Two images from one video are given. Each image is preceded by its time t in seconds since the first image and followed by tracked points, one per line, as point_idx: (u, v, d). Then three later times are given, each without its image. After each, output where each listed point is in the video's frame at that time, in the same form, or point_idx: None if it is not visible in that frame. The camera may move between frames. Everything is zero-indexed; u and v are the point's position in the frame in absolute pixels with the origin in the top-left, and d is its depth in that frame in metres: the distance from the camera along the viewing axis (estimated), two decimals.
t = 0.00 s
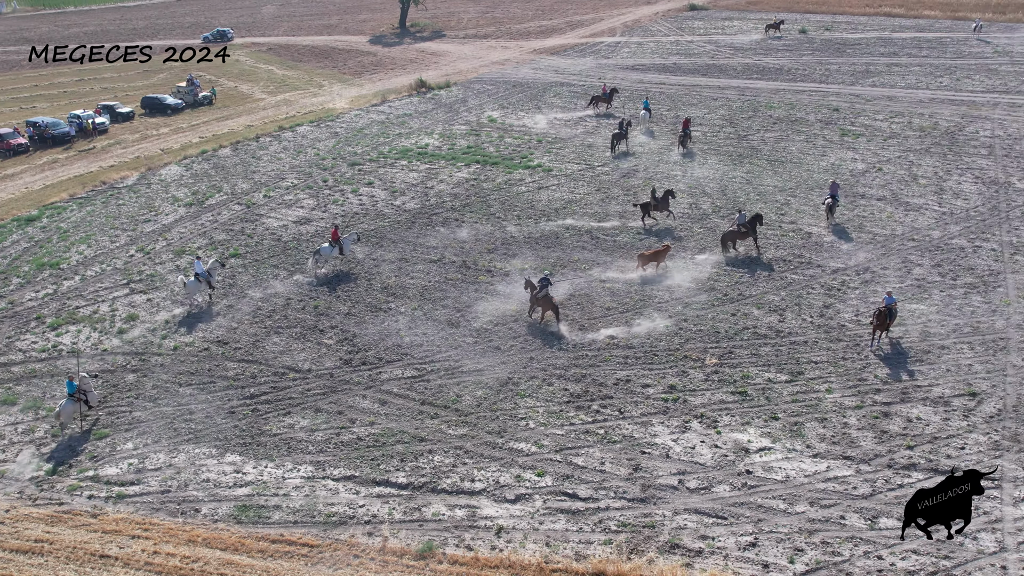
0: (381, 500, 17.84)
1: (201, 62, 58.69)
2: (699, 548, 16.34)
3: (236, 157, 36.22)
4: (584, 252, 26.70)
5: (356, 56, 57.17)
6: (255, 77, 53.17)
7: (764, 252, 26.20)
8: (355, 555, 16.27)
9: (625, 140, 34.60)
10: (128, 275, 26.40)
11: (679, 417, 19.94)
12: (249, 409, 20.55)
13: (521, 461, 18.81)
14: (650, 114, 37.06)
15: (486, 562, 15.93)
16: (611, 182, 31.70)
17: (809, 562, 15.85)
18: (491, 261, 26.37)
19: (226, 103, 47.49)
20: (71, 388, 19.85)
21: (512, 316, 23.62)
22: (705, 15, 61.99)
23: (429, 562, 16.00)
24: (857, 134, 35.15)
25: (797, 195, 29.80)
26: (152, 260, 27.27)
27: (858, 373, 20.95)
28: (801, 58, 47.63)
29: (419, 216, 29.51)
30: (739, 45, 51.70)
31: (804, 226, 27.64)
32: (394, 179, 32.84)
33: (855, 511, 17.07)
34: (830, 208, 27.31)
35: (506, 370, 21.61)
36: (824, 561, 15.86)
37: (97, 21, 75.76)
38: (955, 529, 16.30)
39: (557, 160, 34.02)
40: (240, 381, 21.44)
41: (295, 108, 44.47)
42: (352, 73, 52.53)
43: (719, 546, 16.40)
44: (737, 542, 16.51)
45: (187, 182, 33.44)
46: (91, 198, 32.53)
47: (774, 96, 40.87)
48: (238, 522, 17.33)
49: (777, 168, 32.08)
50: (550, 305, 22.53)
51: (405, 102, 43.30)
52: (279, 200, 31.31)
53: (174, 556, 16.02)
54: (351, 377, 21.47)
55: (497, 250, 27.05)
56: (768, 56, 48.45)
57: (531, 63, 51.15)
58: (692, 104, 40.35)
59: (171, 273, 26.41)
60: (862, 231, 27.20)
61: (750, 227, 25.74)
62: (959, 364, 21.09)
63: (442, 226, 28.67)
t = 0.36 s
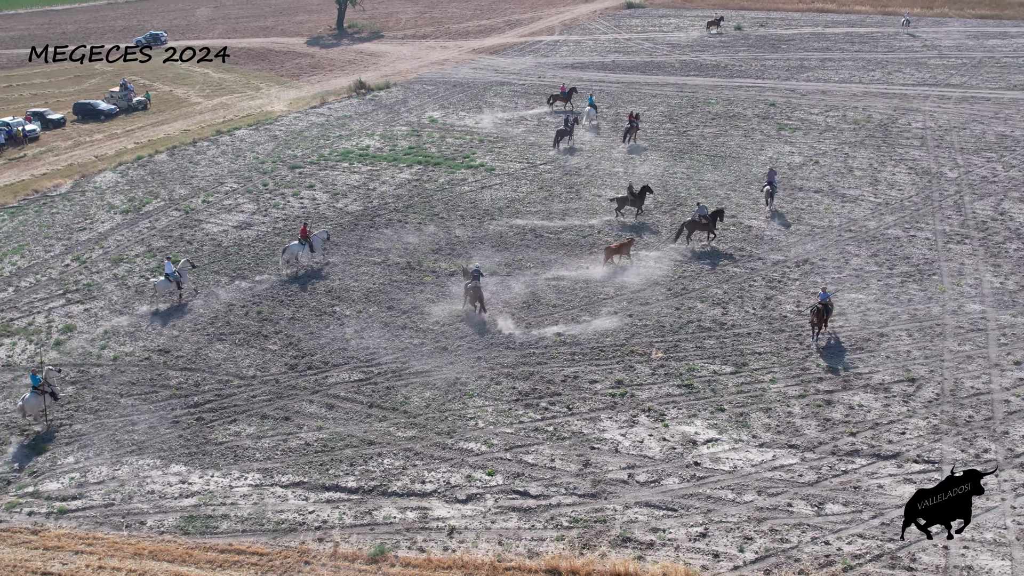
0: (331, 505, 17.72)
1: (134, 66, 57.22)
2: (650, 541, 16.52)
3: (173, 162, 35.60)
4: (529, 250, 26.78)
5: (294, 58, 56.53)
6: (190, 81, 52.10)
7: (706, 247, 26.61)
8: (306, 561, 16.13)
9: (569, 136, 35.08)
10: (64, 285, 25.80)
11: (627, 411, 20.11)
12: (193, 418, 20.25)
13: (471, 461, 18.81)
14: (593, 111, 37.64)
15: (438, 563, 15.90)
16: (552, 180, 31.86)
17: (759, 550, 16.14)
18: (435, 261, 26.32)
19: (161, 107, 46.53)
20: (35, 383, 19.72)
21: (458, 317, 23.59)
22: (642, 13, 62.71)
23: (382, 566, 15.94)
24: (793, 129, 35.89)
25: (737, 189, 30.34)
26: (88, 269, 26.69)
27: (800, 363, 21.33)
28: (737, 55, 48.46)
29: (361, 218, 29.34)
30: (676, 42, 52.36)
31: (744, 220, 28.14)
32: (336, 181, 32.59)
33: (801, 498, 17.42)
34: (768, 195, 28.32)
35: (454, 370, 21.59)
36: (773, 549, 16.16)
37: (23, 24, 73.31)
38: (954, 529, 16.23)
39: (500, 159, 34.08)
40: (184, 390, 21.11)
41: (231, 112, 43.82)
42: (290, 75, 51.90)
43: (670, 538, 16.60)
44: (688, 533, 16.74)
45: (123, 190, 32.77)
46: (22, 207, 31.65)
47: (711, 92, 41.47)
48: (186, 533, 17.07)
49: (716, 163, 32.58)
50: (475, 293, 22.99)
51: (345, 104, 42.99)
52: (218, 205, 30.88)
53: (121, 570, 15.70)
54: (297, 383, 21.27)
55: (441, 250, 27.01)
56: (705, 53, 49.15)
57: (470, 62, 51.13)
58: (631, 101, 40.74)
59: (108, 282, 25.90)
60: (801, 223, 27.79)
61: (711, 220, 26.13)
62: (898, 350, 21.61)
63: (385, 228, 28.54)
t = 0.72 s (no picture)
0: (284, 512, 17.54)
1: (70, 70, 55.55)
2: (605, 536, 16.64)
3: (112, 168, 34.89)
4: (478, 250, 26.82)
5: (235, 61, 55.69)
6: (128, 84, 50.73)
7: (652, 243, 26.90)
8: (260, 569, 15.98)
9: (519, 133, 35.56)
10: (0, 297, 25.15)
11: (579, 408, 20.21)
12: (140, 428, 19.91)
13: (424, 462, 18.75)
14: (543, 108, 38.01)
15: (394, 566, 15.85)
16: (499, 179, 31.95)
17: (712, 541, 16.37)
18: (384, 263, 26.23)
19: (99, 112, 45.21)
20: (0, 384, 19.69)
21: (408, 318, 23.50)
22: (584, 12, 63.14)
23: (336, 571, 15.85)
24: (736, 124, 36.43)
25: (682, 185, 30.73)
26: (26, 279, 26.06)
27: (747, 355, 21.62)
28: (679, 52, 48.98)
29: (308, 220, 29.10)
30: (618, 41, 52.82)
31: (689, 215, 28.51)
32: (280, 184, 32.27)
33: (752, 488, 17.67)
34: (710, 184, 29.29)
35: (405, 372, 21.52)
36: (726, 539, 16.40)
37: None
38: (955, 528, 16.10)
39: (445, 159, 34.03)
40: (129, 400, 20.75)
41: (171, 116, 43.05)
42: (232, 77, 51.11)
43: (624, 532, 16.74)
44: (642, 526, 16.89)
45: (61, 197, 32.04)
46: None
47: (654, 89, 41.91)
48: (135, 545, 16.78)
49: (661, 160, 32.97)
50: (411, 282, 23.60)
51: (288, 106, 42.58)
52: (160, 211, 30.37)
53: None
54: (246, 389, 21.02)
55: (389, 251, 26.91)
56: (647, 51, 49.67)
57: (414, 62, 51.01)
58: (575, 100, 41.01)
59: (47, 292, 25.32)
60: (745, 217, 28.22)
61: (674, 216, 26.46)
62: (842, 340, 22.01)
63: (332, 230, 28.35)
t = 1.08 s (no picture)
0: (239, 520, 17.32)
1: (7, 74, 53.81)
2: (563, 533, 16.70)
3: (54, 175, 34.14)
4: (431, 250, 26.80)
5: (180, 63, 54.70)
6: (69, 89, 49.42)
7: (603, 240, 27.13)
8: None
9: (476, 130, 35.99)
10: None
11: (536, 406, 20.26)
12: (89, 439, 19.54)
13: (381, 465, 18.66)
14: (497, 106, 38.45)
15: (353, 571, 15.75)
16: (450, 180, 31.94)
17: (670, 534, 16.51)
18: (336, 265, 26.08)
19: (39, 118, 43.92)
20: None
21: (362, 320, 23.41)
22: (531, 11, 63.41)
23: None
24: (683, 121, 36.83)
25: (632, 182, 31.05)
26: None
27: (700, 348, 21.86)
28: (626, 50, 49.36)
29: (257, 224, 28.81)
30: (566, 40, 53.09)
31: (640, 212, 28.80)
32: (228, 188, 31.88)
33: (708, 480, 17.85)
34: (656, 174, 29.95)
35: (360, 375, 21.39)
36: (684, 532, 16.55)
37: None
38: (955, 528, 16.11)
39: (395, 160, 33.94)
40: (78, 411, 20.35)
41: (114, 121, 42.24)
42: (176, 81, 50.22)
43: (583, 528, 16.81)
44: (600, 522, 16.97)
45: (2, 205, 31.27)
46: None
47: (603, 87, 42.22)
48: (86, 559, 16.45)
49: (611, 157, 33.27)
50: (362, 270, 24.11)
51: (234, 109, 42.09)
52: (105, 218, 29.81)
53: None
54: (198, 397, 20.74)
55: (341, 254, 26.76)
56: (596, 49, 49.99)
57: (362, 63, 50.73)
58: (525, 99, 41.16)
59: None
60: (695, 213, 28.56)
61: (646, 209, 26.70)
62: (793, 332, 22.34)
63: (283, 234, 28.10)
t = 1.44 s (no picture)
0: (197, 529, 17.08)
1: None
2: (525, 531, 16.74)
3: None
4: (385, 252, 26.72)
5: (126, 66, 53.67)
6: (9, 94, 48.22)
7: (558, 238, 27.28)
8: None
9: (434, 129, 36.14)
10: None
11: (494, 405, 20.27)
12: (39, 452, 19.13)
13: (340, 469, 18.53)
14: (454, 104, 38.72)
15: None
16: (403, 181, 31.87)
17: (631, 529, 16.61)
18: (289, 269, 25.89)
19: None
20: None
21: (317, 323, 23.28)
22: (482, 11, 63.50)
23: None
24: (635, 118, 37.14)
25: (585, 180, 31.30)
26: None
27: (655, 344, 22.02)
28: (578, 49, 49.59)
29: (208, 229, 28.48)
30: (517, 39, 53.25)
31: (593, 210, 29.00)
32: (178, 193, 31.44)
33: (667, 474, 18.00)
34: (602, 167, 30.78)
35: (316, 379, 21.23)
36: (644, 526, 16.66)
37: None
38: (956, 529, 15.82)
39: (348, 162, 33.79)
40: (26, 423, 19.92)
41: (59, 126, 41.38)
42: (122, 84, 49.32)
43: (544, 526, 16.86)
44: (561, 519, 17.03)
45: None
46: None
47: (555, 86, 42.44)
48: (39, 573, 16.09)
49: (564, 156, 33.50)
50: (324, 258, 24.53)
51: (182, 112, 41.53)
52: (51, 226, 29.22)
53: None
54: (151, 405, 20.43)
55: (294, 257, 26.57)
56: (547, 48, 50.20)
57: (312, 64, 50.35)
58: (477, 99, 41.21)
59: None
60: (648, 210, 28.85)
61: (626, 206, 27.19)
62: (747, 325, 22.60)
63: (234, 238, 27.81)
